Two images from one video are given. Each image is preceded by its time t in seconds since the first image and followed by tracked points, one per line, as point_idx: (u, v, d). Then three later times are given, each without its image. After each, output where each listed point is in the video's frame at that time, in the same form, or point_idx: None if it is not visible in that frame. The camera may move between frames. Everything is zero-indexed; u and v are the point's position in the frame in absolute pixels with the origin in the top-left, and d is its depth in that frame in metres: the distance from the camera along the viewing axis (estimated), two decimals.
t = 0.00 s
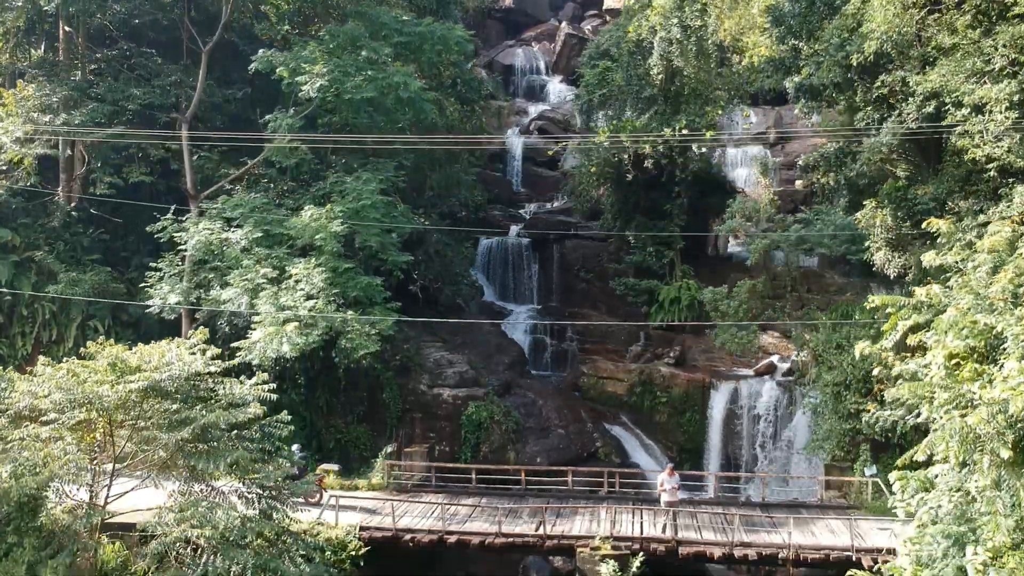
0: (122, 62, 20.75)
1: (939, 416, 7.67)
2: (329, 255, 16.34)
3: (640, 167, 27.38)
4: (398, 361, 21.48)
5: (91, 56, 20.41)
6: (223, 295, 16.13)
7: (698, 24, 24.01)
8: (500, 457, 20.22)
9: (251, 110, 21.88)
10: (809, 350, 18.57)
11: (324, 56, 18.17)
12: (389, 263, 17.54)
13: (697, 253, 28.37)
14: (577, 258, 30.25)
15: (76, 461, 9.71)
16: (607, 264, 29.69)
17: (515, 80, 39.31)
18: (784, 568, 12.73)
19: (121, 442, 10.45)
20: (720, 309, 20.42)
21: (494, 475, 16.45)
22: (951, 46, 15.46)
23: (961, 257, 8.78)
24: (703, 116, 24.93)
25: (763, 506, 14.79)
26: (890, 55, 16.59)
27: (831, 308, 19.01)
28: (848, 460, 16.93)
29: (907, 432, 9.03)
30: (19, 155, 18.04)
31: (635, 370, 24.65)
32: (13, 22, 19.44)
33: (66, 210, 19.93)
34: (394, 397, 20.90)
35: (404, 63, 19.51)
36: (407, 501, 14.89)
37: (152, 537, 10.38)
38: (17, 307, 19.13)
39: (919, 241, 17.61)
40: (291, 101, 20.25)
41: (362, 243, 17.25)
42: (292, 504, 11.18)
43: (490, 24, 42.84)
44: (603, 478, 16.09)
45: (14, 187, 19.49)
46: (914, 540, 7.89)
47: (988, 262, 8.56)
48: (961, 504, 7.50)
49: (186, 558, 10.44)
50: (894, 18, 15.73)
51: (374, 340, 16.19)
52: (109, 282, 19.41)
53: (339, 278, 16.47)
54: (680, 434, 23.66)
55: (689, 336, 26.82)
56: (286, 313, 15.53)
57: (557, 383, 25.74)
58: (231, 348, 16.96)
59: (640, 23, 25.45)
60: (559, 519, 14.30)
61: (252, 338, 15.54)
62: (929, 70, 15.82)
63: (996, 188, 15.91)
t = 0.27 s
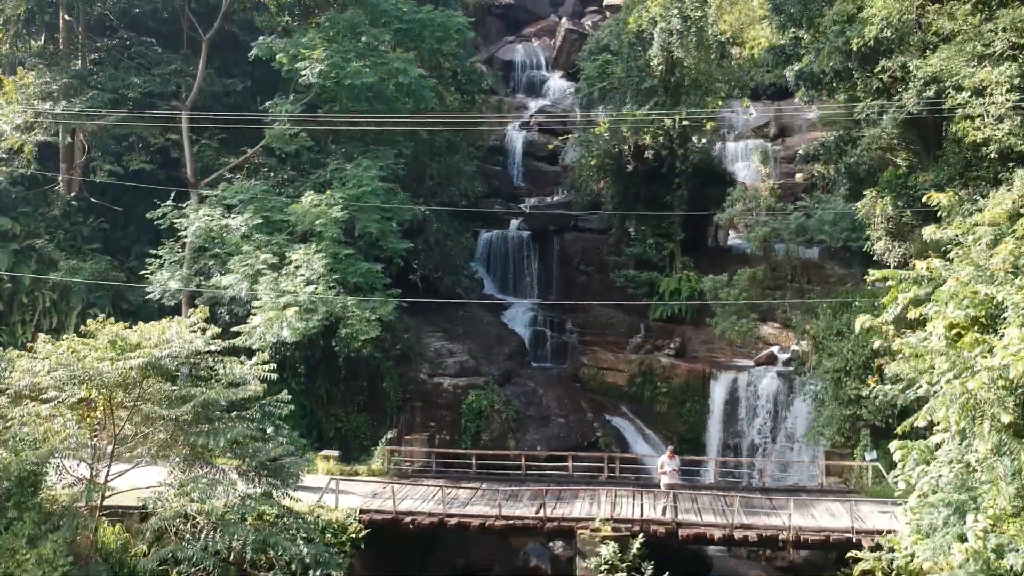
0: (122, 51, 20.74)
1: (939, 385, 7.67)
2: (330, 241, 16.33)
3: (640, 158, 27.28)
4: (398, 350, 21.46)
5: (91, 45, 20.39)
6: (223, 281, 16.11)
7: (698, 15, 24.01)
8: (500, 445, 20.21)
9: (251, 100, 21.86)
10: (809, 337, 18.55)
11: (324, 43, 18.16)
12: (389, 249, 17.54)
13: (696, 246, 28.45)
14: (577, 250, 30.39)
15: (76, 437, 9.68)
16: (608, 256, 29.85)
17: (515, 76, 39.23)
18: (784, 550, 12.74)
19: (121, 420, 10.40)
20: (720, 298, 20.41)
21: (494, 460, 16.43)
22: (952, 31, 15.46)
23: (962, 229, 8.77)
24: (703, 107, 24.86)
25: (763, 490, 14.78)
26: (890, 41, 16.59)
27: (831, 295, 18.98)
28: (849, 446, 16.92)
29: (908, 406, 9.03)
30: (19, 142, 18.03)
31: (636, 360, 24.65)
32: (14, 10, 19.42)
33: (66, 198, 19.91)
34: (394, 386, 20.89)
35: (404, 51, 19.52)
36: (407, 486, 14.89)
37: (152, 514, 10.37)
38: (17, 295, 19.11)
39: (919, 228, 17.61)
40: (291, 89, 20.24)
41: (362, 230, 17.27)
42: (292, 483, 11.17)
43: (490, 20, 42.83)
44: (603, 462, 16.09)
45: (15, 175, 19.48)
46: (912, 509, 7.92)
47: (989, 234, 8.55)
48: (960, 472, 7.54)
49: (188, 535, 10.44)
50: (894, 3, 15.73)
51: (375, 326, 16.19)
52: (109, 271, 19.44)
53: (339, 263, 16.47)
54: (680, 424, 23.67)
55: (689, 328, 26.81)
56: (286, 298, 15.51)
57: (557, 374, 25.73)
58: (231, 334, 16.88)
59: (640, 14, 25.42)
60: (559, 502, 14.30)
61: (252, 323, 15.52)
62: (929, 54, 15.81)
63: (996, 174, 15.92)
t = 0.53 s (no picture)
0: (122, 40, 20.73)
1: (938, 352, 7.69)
2: (329, 227, 16.33)
3: (640, 150, 26.97)
4: (397, 338, 21.46)
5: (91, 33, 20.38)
6: (223, 266, 16.10)
7: (699, 6, 23.94)
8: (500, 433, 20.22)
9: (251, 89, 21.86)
10: (809, 325, 18.55)
11: (324, 30, 18.16)
12: (388, 236, 17.54)
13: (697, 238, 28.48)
14: (577, 243, 30.25)
15: (75, 413, 9.66)
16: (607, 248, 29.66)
17: (515, 72, 39.05)
18: (784, 531, 12.75)
19: (121, 399, 10.37)
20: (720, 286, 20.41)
21: (493, 445, 16.43)
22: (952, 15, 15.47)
23: (961, 201, 8.76)
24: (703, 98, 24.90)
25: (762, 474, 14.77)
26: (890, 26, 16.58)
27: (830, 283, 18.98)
28: (848, 432, 16.92)
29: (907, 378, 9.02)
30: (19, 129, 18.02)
31: (635, 351, 24.66)
32: None
33: (66, 188, 19.89)
34: (394, 375, 20.89)
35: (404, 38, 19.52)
36: (407, 470, 14.90)
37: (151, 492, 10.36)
38: (17, 283, 19.10)
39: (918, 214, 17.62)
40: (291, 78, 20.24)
41: (362, 216, 17.28)
42: (292, 462, 11.16)
43: (490, 16, 42.82)
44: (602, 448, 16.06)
45: (15, 163, 19.48)
46: (910, 477, 7.94)
47: (988, 207, 8.55)
48: (958, 440, 7.56)
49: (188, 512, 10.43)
50: None
51: (374, 311, 16.19)
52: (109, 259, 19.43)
53: (338, 249, 16.47)
54: (679, 415, 23.68)
55: (689, 319, 26.79)
56: (286, 283, 15.51)
57: (557, 365, 25.73)
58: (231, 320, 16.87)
59: (640, 5, 25.41)
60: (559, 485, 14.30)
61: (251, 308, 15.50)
62: (929, 39, 15.81)
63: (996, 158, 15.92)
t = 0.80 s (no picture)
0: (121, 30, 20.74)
1: (936, 323, 7.64)
2: (328, 213, 16.32)
3: (639, 141, 27.23)
4: (397, 328, 21.46)
5: (90, 23, 20.38)
6: (222, 252, 16.10)
7: None
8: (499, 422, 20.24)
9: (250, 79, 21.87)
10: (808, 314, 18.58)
11: (323, 18, 18.17)
12: (387, 223, 17.54)
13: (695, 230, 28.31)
14: (576, 237, 30.22)
15: (73, 390, 9.63)
16: (607, 241, 29.59)
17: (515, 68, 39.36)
18: (782, 514, 12.75)
19: (119, 377, 10.35)
20: (718, 275, 20.42)
21: (492, 431, 16.44)
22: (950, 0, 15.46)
23: (959, 175, 8.77)
24: (703, 89, 24.96)
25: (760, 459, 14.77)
26: (889, 12, 16.58)
27: (830, 271, 18.98)
28: (846, 419, 16.94)
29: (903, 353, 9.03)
30: (18, 117, 18.05)
31: (635, 342, 24.69)
32: None
33: (66, 177, 19.88)
34: (394, 364, 20.91)
35: (403, 26, 19.53)
36: (406, 455, 14.93)
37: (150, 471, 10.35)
38: (16, 272, 19.11)
39: (917, 201, 17.61)
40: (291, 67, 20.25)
41: (361, 203, 17.30)
42: (290, 441, 11.16)
43: (490, 12, 42.81)
44: (602, 434, 16.08)
45: (14, 152, 19.49)
46: (907, 449, 7.95)
47: (984, 181, 8.55)
48: (957, 411, 7.50)
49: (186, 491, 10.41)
50: None
51: (373, 297, 16.20)
52: (108, 248, 19.44)
53: (337, 236, 16.47)
54: (679, 405, 23.75)
55: (688, 310, 26.81)
56: (284, 269, 15.51)
57: (557, 357, 25.74)
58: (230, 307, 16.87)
59: None
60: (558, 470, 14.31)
61: (250, 294, 15.51)
62: (927, 25, 15.81)
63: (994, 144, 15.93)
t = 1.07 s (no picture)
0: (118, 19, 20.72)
1: (931, 293, 7.63)
2: (325, 200, 16.33)
3: (637, 133, 26.92)
4: (395, 318, 21.46)
5: (87, 13, 20.36)
6: (219, 239, 16.08)
7: None
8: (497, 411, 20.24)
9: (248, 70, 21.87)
10: (805, 303, 18.59)
11: (320, 6, 18.17)
12: (384, 211, 17.54)
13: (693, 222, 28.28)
14: (574, 230, 30.13)
15: (68, 367, 9.60)
16: (605, 234, 29.48)
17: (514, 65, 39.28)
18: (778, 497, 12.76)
19: (115, 357, 10.33)
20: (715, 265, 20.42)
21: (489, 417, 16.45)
22: None
23: (954, 151, 8.79)
24: (700, 81, 24.97)
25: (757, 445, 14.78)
26: None
27: (827, 260, 18.98)
28: (843, 406, 16.95)
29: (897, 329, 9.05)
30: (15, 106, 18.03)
31: (632, 333, 24.69)
32: None
33: (63, 167, 19.86)
34: (391, 354, 20.81)
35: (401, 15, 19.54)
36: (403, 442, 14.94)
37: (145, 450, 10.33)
38: (13, 261, 19.08)
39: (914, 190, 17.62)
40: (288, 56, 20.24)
41: (358, 191, 17.31)
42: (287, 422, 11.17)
43: (488, 9, 42.82)
44: (599, 421, 16.07)
45: (11, 142, 19.48)
46: (901, 421, 7.96)
47: (978, 157, 8.57)
48: (951, 382, 7.50)
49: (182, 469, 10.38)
50: None
51: (370, 284, 16.20)
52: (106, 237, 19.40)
53: (334, 223, 16.47)
54: (677, 396, 23.76)
55: (686, 302, 26.81)
56: (281, 255, 15.50)
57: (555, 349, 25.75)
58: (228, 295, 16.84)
59: None
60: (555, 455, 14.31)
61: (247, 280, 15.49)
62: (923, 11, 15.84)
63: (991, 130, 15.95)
